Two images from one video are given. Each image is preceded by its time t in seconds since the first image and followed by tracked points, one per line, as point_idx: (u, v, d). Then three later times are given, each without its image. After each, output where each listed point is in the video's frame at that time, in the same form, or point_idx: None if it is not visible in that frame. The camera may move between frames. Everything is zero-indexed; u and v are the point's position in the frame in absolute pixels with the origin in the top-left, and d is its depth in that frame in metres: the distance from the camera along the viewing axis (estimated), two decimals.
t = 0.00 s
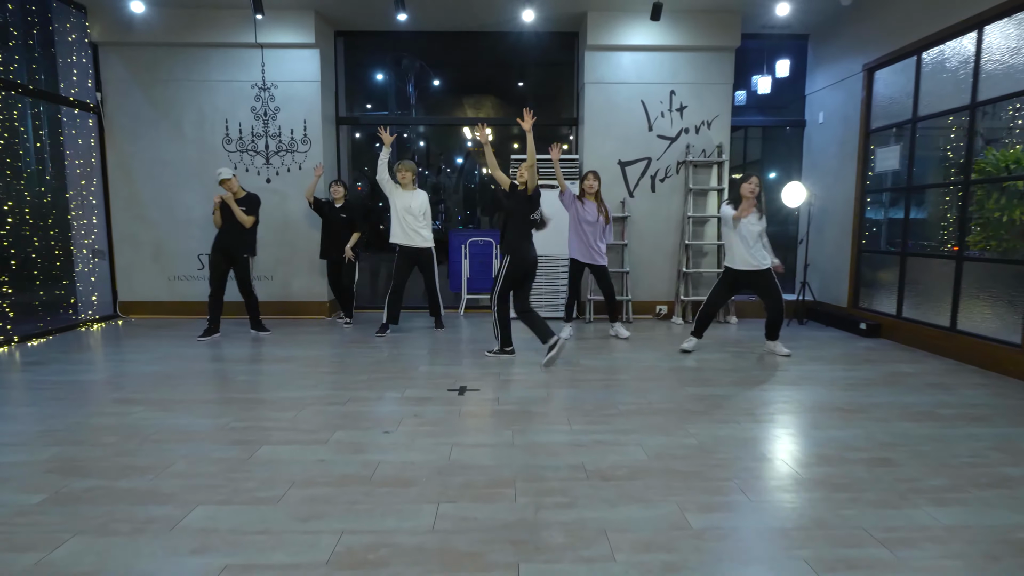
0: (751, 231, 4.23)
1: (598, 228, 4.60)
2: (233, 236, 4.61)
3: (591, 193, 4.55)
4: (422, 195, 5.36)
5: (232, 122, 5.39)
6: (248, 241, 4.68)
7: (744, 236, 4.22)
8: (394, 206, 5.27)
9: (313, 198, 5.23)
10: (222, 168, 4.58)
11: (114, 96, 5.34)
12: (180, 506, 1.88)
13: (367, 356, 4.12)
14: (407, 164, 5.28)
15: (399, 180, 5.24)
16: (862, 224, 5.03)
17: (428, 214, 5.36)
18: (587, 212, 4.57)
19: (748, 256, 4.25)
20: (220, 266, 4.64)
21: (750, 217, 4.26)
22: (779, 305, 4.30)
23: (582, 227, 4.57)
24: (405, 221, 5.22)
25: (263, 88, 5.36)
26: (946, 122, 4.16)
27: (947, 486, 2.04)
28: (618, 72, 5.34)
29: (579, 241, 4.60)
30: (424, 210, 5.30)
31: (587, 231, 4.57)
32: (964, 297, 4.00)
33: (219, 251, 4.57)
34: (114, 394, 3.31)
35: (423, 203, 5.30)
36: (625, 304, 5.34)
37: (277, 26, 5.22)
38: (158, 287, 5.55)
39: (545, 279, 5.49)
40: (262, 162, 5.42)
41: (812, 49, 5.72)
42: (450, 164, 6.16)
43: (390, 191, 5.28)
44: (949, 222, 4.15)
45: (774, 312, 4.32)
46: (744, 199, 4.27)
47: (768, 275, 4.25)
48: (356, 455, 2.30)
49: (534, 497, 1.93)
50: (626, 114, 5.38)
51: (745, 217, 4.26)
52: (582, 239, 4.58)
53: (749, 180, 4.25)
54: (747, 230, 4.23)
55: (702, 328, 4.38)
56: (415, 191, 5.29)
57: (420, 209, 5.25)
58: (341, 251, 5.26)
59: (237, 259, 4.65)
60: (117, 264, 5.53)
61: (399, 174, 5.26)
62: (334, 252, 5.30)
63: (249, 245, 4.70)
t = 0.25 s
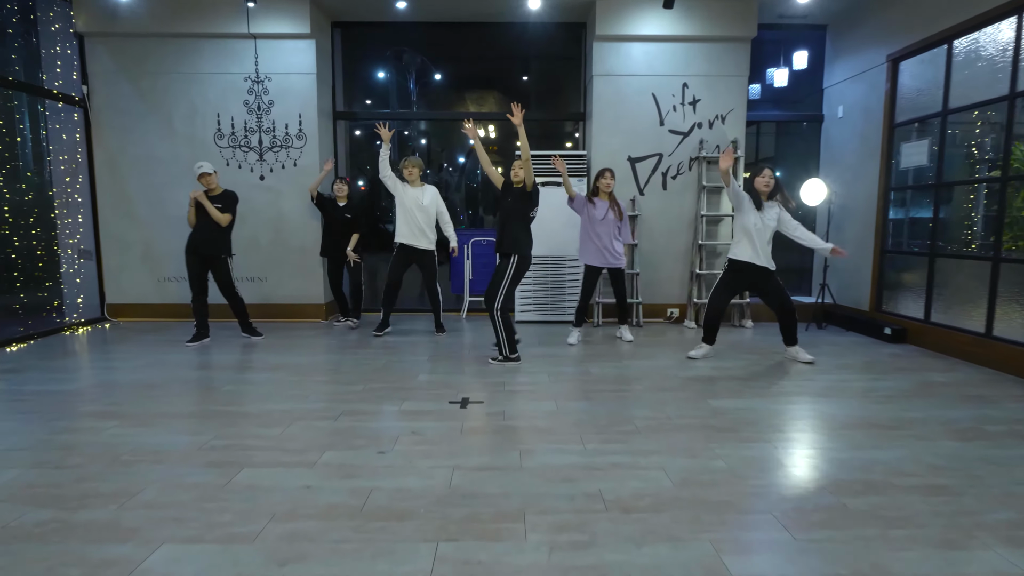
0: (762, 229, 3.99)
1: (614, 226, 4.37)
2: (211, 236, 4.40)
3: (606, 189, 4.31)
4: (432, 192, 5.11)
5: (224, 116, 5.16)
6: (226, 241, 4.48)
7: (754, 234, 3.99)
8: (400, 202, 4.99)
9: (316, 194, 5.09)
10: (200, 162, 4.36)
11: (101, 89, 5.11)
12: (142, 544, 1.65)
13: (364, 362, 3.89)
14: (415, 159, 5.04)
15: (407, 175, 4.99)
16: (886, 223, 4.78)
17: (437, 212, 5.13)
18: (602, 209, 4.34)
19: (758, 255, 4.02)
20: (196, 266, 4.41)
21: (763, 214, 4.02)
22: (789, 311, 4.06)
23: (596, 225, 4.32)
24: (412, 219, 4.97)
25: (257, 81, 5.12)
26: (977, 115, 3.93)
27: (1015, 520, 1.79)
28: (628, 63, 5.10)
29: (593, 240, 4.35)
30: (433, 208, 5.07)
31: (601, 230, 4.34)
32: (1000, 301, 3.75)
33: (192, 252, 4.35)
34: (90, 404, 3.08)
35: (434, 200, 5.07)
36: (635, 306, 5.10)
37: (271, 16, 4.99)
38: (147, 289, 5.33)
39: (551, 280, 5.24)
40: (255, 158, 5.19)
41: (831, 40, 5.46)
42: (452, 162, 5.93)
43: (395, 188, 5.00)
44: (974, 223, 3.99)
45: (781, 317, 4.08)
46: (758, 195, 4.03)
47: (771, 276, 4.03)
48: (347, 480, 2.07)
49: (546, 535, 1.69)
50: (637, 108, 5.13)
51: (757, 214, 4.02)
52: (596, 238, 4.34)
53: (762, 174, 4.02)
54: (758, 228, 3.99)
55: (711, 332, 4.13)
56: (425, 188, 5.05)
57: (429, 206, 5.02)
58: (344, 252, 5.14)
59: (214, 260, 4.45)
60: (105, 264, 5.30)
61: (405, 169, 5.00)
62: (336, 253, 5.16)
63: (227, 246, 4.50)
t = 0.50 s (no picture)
0: (759, 236, 3.75)
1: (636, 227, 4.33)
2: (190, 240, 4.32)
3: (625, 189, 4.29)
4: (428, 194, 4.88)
5: (214, 111, 4.93)
6: (207, 243, 4.39)
7: (751, 241, 3.77)
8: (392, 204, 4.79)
9: (326, 186, 4.94)
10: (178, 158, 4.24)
11: (85, 83, 4.88)
12: None
13: (359, 371, 3.65)
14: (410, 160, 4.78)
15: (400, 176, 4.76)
16: (910, 223, 4.52)
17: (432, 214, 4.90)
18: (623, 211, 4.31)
19: (760, 264, 3.77)
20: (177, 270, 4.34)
21: (761, 220, 3.78)
22: (795, 318, 3.80)
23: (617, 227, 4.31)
24: (403, 222, 4.76)
25: (248, 74, 4.89)
26: (1012, 108, 3.68)
27: None
28: (637, 56, 4.86)
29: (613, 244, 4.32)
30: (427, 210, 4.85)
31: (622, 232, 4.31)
32: None
33: (170, 255, 4.23)
34: (59, 419, 2.84)
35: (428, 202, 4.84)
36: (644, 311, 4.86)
37: (262, 6, 4.75)
38: (133, 293, 5.09)
39: (556, 283, 4.98)
40: (246, 156, 4.95)
41: (849, 32, 5.22)
42: (453, 161, 5.69)
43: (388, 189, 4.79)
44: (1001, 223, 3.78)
45: (789, 325, 3.82)
46: (757, 198, 3.80)
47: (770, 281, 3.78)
48: (331, 514, 1.82)
49: None
50: (646, 102, 4.89)
51: (756, 219, 3.79)
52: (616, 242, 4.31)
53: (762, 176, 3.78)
54: (753, 234, 3.76)
55: (720, 341, 3.88)
56: (418, 189, 4.81)
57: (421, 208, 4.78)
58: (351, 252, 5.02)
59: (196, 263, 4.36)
60: (89, 267, 5.07)
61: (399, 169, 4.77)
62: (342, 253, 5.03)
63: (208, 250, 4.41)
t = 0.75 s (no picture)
0: (771, 227, 3.54)
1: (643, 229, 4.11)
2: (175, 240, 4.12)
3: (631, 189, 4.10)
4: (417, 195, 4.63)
5: (202, 107, 4.71)
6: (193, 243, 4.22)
7: (765, 232, 3.56)
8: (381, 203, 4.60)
9: (326, 187, 4.91)
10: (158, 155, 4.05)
11: (68, 78, 4.67)
12: None
13: (353, 381, 3.42)
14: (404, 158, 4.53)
15: (392, 174, 4.55)
16: (935, 223, 4.28)
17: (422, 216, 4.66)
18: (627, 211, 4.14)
19: (777, 255, 3.54)
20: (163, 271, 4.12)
21: (775, 210, 3.55)
22: (821, 321, 3.56)
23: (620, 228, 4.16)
24: (391, 222, 4.53)
25: (237, 68, 4.67)
26: None
27: None
28: (646, 48, 4.63)
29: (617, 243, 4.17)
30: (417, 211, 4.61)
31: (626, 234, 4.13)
32: None
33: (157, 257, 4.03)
34: (23, 436, 2.62)
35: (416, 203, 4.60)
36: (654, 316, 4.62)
37: None
38: (118, 297, 4.87)
39: (561, 287, 4.75)
40: (236, 153, 4.73)
41: (868, 23, 4.98)
42: (454, 161, 5.47)
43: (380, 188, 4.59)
44: None
45: (812, 329, 3.58)
46: (771, 189, 3.58)
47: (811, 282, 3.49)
48: (310, 556, 1.59)
49: None
50: (656, 97, 4.66)
51: (771, 209, 3.57)
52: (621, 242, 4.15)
53: (780, 165, 3.51)
54: (766, 225, 3.56)
55: (741, 348, 3.65)
56: (408, 189, 4.59)
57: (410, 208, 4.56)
58: (353, 253, 4.93)
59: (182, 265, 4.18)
60: (72, 269, 4.85)
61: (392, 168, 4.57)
62: (344, 254, 4.92)
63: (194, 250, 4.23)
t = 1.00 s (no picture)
0: (796, 239, 3.31)
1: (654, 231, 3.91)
2: (160, 242, 3.91)
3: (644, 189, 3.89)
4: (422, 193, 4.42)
5: (189, 101, 4.49)
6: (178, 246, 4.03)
7: (794, 249, 3.32)
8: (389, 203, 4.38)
9: (320, 188, 4.76)
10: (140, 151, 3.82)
11: (49, 72, 4.46)
12: None
13: (345, 392, 3.21)
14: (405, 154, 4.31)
15: (394, 173, 4.33)
16: (960, 222, 4.06)
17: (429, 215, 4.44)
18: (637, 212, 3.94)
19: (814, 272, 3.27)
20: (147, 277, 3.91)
21: (802, 220, 3.32)
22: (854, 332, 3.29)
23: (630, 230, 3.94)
24: (399, 222, 4.33)
25: (226, 61, 4.45)
26: None
27: None
28: (654, 40, 4.42)
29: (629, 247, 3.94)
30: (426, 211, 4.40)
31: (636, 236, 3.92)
32: None
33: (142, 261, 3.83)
34: None
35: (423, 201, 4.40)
36: (663, 321, 4.41)
37: None
38: (102, 300, 4.65)
39: (565, 291, 4.53)
40: (225, 150, 4.52)
41: (886, 15, 4.77)
42: (454, 162, 5.25)
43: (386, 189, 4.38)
44: None
45: (844, 340, 3.32)
46: (795, 198, 3.37)
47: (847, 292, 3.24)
48: None
49: None
50: (665, 91, 4.44)
51: (797, 221, 3.35)
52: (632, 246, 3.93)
53: (803, 172, 3.32)
54: (791, 238, 3.34)
55: (757, 355, 3.46)
56: (414, 186, 4.40)
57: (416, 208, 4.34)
58: (348, 255, 4.75)
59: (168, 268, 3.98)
60: (53, 272, 4.64)
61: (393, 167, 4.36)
62: (341, 257, 4.74)
63: (179, 253, 4.03)
